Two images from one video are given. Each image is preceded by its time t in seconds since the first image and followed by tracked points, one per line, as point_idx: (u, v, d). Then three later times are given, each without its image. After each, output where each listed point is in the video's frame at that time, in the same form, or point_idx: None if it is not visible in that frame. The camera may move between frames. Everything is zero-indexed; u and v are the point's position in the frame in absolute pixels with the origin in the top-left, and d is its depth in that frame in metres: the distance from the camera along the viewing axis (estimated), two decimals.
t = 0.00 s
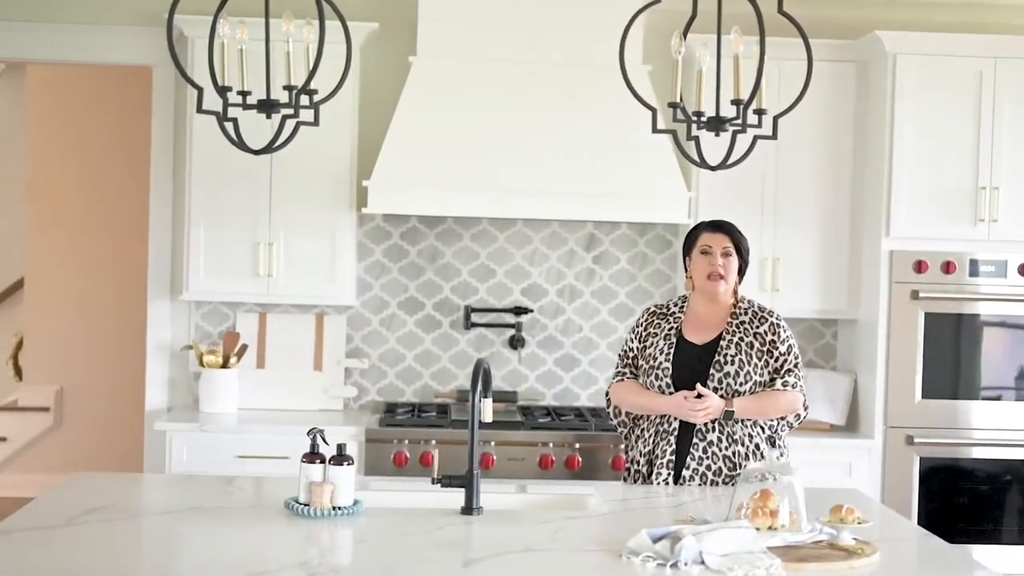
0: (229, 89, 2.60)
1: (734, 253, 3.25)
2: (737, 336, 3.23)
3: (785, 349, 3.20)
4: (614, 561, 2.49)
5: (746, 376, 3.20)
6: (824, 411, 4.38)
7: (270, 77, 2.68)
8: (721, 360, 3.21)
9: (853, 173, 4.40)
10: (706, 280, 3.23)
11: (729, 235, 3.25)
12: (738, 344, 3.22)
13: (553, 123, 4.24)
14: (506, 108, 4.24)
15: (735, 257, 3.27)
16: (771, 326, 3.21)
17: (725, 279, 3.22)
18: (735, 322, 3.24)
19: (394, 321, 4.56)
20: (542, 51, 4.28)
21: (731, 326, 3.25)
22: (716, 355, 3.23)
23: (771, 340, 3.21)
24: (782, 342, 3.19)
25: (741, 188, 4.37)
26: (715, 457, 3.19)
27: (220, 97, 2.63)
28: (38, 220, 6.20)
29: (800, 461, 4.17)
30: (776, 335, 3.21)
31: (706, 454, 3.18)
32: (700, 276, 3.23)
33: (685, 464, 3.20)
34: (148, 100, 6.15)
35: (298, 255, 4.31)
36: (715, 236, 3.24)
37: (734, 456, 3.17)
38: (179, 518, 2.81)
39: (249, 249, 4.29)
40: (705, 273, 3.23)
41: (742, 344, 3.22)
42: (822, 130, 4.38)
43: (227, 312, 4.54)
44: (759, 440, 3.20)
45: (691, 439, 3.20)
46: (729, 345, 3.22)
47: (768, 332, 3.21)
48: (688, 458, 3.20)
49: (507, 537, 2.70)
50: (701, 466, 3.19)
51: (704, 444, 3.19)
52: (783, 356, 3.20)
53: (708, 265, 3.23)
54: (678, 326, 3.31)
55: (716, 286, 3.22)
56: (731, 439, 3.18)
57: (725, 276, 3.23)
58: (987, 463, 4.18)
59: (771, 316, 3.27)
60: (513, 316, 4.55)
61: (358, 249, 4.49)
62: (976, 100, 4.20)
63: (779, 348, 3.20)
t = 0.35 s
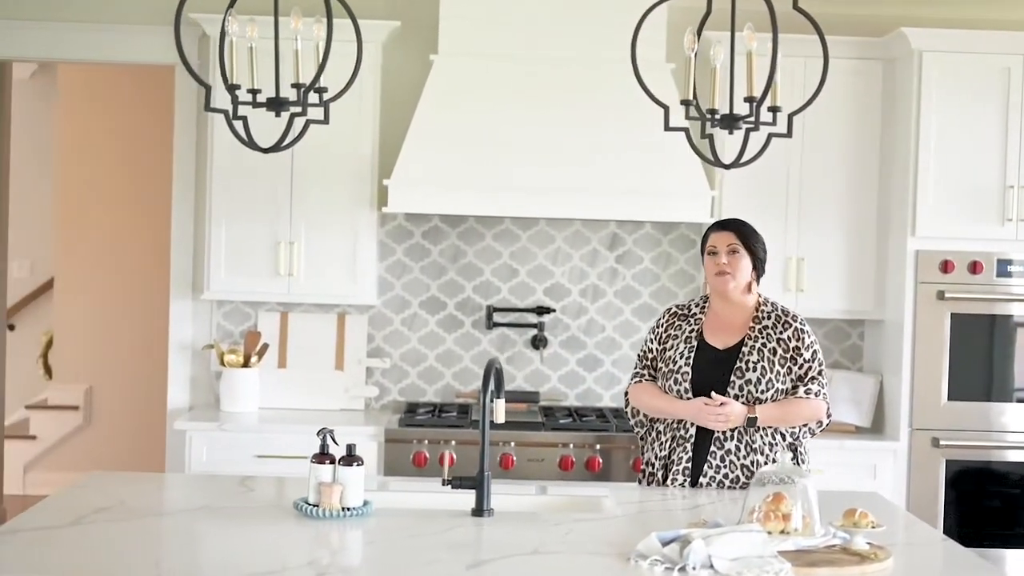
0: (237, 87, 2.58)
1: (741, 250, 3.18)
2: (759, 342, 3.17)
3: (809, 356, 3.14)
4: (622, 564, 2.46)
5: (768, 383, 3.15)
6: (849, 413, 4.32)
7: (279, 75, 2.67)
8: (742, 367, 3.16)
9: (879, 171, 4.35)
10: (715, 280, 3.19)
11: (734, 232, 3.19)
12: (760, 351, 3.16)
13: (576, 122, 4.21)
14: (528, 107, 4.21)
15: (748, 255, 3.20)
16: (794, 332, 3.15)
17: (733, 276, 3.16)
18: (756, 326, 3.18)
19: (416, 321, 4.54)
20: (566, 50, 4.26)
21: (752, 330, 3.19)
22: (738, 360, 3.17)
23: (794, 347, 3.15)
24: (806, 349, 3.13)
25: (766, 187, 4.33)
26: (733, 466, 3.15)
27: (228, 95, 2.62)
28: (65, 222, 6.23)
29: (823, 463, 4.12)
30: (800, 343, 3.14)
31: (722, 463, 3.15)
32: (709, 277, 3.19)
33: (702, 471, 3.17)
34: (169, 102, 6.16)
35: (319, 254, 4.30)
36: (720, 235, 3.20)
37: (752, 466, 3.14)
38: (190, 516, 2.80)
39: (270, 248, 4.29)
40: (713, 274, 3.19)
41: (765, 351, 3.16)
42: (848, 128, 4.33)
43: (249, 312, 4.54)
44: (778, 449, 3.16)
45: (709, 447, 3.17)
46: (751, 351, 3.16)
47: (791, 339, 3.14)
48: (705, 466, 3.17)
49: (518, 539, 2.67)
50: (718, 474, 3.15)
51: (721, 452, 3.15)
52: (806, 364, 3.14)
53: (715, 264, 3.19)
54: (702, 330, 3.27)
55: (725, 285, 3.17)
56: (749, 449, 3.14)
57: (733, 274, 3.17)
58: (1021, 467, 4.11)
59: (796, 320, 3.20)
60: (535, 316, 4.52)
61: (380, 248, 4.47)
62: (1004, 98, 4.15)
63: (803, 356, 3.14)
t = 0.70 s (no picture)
0: (239, 93, 2.56)
1: (758, 258, 3.16)
2: (777, 352, 3.13)
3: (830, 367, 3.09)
4: None
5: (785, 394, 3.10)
6: (871, 419, 4.26)
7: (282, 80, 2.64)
8: (758, 377, 3.12)
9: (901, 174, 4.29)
10: (732, 289, 3.17)
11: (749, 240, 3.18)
12: (777, 362, 3.12)
13: (593, 125, 4.17)
14: (545, 109, 4.17)
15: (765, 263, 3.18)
16: (814, 343, 3.10)
17: (750, 285, 3.15)
18: (774, 336, 3.15)
19: (432, 324, 4.51)
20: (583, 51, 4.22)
21: (771, 339, 3.16)
22: (753, 370, 3.13)
23: (814, 358, 3.11)
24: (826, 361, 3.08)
25: (785, 190, 4.28)
26: (745, 476, 3.09)
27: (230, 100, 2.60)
28: (91, 224, 6.27)
29: (842, 470, 4.08)
30: (820, 354, 3.09)
31: (735, 473, 3.09)
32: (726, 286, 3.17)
33: (714, 482, 3.11)
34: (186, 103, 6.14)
35: (334, 258, 4.28)
36: (736, 243, 3.17)
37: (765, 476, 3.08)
38: (193, 524, 2.77)
39: (285, 251, 4.27)
40: (731, 282, 3.16)
41: (782, 362, 3.12)
42: (869, 129, 4.27)
43: (265, 315, 4.52)
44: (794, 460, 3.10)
45: (721, 457, 3.12)
46: (767, 362, 3.13)
47: (811, 350, 3.10)
48: (717, 476, 3.11)
49: (522, 550, 2.63)
50: (730, 485, 3.09)
51: (733, 462, 3.09)
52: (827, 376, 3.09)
53: (731, 273, 3.17)
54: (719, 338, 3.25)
55: (741, 293, 3.16)
56: (763, 459, 3.09)
57: (751, 282, 3.15)
58: None
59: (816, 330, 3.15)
60: (553, 320, 4.49)
61: (396, 252, 4.45)
62: None
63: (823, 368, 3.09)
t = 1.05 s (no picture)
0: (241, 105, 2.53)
1: (777, 273, 3.11)
2: (790, 363, 3.06)
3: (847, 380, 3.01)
4: None
5: (798, 404, 3.02)
6: (889, 429, 4.21)
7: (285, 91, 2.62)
8: (770, 387, 3.05)
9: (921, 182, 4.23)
10: (749, 302, 3.11)
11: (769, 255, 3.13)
12: (790, 372, 3.05)
13: (609, 133, 4.13)
14: (560, 117, 4.14)
15: (784, 277, 3.12)
16: (829, 355, 3.04)
17: (768, 299, 3.09)
18: (788, 348, 3.08)
19: (447, 333, 4.49)
20: (599, 59, 4.20)
21: (785, 351, 3.09)
22: (765, 381, 3.07)
23: (830, 370, 3.03)
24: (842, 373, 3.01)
25: (803, 198, 4.23)
26: (756, 487, 3.01)
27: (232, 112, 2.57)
28: (112, 231, 6.29)
29: (859, 481, 4.04)
30: (836, 366, 3.03)
31: (745, 484, 3.02)
32: (743, 299, 3.12)
33: (724, 493, 3.04)
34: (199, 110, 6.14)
35: (348, 266, 4.26)
36: (756, 257, 3.11)
37: (777, 488, 3.00)
38: (198, 537, 2.75)
39: (298, 260, 4.26)
40: (748, 294, 3.11)
41: (796, 372, 3.05)
42: (887, 137, 4.22)
43: (279, 323, 4.51)
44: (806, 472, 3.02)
45: (732, 467, 3.05)
46: (780, 373, 3.06)
47: (826, 361, 3.03)
48: (727, 487, 3.04)
49: (526, 567, 2.60)
50: (740, 496, 3.01)
51: (744, 473, 3.03)
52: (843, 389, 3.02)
53: (749, 286, 3.11)
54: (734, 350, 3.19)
55: (759, 308, 3.10)
56: (774, 470, 3.02)
57: (769, 297, 3.10)
58: None
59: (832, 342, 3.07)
60: (568, 328, 4.45)
61: (410, 260, 4.43)
62: None
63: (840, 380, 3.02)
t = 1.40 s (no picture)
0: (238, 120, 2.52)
1: (791, 290, 3.04)
2: (794, 377, 3.02)
3: (853, 391, 2.99)
4: None
5: (804, 418, 2.98)
6: (900, 441, 4.18)
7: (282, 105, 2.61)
8: (774, 402, 3.01)
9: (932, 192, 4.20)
10: (761, 320, 3.04)
11: (783, 272, 3.04)
12: (795, 386, 3.01)
13: (617, 143, 4.11)
14: (568, 128, 4.12)
15: (794, 293, 3.05)
16: (833, 367, 3.01)
17: (781, 319, 3.03)
18: (792, 361, 3.04)
19: (456, 343, 4.48)
20: (605, 69, 4.18)
21: (789, 364, 3.05)
22: (770, 396, 3.03)
23: (835, 382, 3.00)
24: (847, 385, 2.99)
25: (813, 208, 4.21)
26: (762, 501, 2.98)
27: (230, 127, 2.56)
28: (126, 239, 6.31)
29: (870, 493, 4.01)
30: (840, 378, 3.00)
31: (751, 498, 2.98)
32: (755, 317, 3.04)
33: (730, 508, 3.00)
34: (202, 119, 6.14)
35: (356, 277, 4.26)
36: (771, 274, 3.03)
37: (783, 501, 2.96)
38: (198, 552, 2.74)
39: (307, 271, 4.26)
40: (760, 312, 3.03)
41: (800, 386, 3.01)
42: (897, 147, 4.20)
43: (288, 333, 4.48)
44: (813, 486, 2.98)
45: (737, 481, 3.01)
46: (785, 387, 3.02)
47: (830, 374, 3.00)
48: (733, 501, 3.00)
49: None
50: (746, 510, 2.98)
51: (749, 487, 2.98)
52: (849, 402, 2.99)
53: (763, 304, 3.03)
54: (734, 361, 3.14)
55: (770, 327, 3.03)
56: (780, 484, 2.97)
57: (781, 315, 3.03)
58: None
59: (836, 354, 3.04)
60: (577, 339, 4.44)
61: (419, 271, 4.42)
62: None
63: (844, 392, 2.99)
